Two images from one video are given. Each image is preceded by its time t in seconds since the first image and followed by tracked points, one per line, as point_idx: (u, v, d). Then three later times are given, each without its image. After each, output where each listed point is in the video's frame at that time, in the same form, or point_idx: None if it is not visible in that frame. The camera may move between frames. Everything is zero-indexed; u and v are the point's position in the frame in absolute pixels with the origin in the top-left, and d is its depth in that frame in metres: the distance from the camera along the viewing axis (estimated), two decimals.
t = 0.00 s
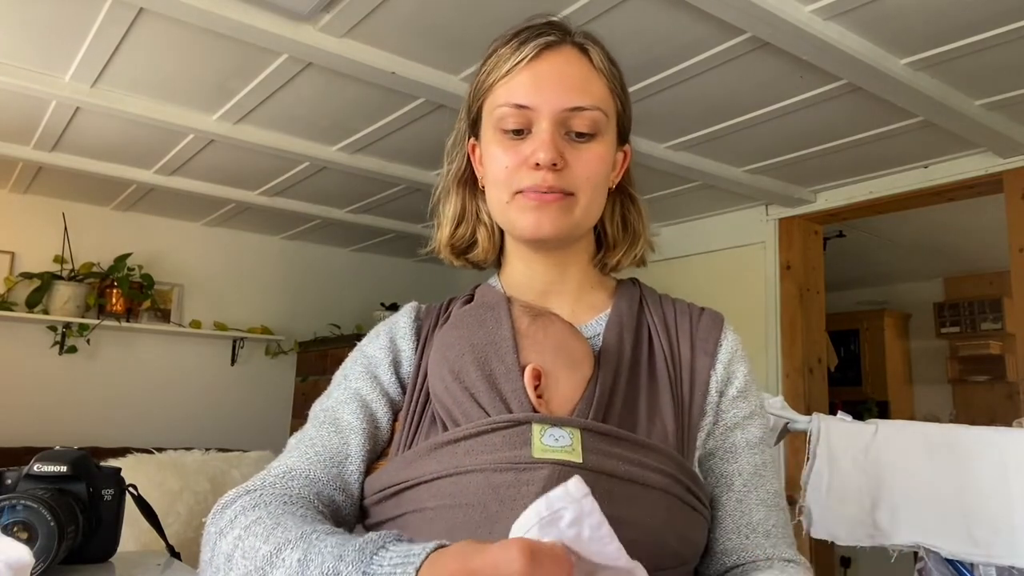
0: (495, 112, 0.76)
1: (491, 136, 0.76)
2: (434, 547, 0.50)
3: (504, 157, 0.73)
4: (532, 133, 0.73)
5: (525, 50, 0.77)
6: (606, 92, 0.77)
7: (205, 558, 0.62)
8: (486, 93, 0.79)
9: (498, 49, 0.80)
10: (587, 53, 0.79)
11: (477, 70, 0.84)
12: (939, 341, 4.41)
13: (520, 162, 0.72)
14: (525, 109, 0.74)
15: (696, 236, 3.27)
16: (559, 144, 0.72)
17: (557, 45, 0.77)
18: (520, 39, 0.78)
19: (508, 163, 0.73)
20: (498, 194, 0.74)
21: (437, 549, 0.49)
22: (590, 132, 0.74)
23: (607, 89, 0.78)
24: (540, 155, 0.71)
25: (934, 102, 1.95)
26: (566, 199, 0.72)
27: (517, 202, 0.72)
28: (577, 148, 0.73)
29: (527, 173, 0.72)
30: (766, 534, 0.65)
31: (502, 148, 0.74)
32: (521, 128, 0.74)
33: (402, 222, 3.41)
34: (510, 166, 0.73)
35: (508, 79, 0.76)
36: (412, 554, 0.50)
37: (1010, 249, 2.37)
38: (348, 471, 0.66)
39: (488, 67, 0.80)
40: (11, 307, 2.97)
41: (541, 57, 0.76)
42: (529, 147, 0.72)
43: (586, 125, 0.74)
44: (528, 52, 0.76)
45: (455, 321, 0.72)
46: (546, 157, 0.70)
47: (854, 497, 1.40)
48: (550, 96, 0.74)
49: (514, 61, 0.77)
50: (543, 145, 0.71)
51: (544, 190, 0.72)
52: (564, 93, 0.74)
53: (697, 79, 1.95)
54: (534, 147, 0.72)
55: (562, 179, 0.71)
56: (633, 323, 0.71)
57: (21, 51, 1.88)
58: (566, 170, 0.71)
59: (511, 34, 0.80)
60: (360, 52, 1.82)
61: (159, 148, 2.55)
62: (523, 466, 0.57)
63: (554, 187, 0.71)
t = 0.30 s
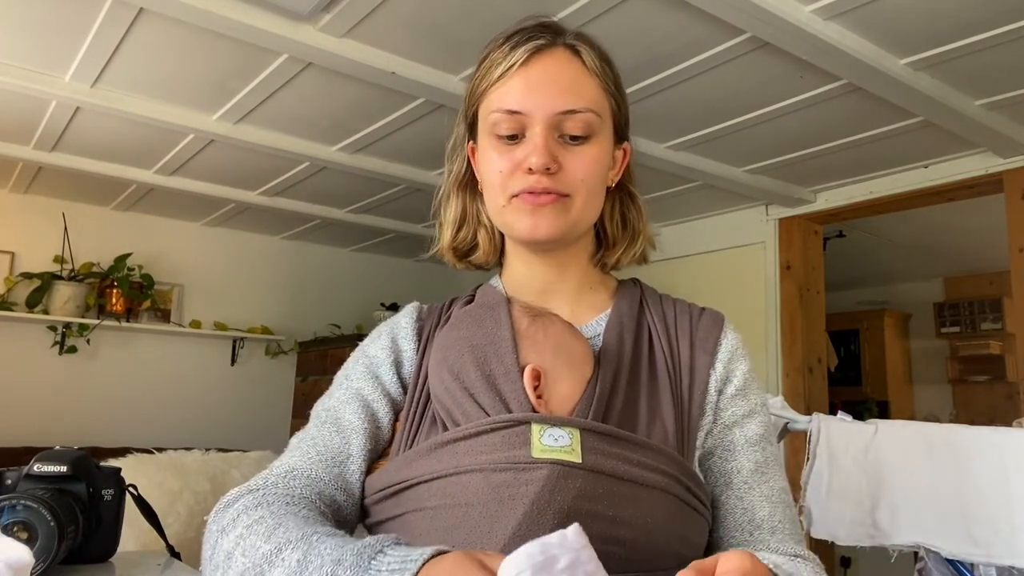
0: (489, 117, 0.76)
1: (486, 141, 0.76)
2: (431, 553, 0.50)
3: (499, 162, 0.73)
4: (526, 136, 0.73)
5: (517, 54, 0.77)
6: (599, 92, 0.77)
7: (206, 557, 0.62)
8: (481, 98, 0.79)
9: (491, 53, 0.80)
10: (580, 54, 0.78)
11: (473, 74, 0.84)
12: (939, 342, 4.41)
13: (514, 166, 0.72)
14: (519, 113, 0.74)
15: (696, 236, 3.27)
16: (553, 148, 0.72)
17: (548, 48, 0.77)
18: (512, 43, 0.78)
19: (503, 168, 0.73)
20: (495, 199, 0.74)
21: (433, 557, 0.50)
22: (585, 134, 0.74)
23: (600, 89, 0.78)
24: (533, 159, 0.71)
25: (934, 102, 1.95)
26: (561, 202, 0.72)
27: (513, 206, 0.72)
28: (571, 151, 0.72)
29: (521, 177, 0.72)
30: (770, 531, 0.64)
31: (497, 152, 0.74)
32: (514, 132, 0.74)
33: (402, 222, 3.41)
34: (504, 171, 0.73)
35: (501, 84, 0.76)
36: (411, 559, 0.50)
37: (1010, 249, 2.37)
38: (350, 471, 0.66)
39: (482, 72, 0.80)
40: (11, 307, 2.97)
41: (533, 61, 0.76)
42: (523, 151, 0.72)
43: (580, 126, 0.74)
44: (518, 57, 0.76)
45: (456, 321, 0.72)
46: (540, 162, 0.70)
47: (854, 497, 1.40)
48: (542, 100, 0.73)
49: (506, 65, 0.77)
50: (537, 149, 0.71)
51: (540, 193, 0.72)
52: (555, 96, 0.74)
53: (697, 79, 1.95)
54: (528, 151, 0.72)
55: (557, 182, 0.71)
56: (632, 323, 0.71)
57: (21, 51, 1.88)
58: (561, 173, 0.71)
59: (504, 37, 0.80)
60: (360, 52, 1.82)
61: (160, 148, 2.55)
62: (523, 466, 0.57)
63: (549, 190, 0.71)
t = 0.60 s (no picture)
0: (481, 118, 0.76)
1: (478, 142, 0.76)
2: (425, 555, 0.50)
3: (492, 162, 0.74)
4: (517, 136, 0.73)
5: (506, 54, 0.77)
6: (589, 89, 0.77)
7: (204, 559, 0.62)
8: (473, 100, 0.80)
9: (481, 56, 0.80)
10: (568, 52, 0.78)
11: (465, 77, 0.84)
12: (939, 342, 4.41)
13: (507, 167, 0.72)
14: (509, 113, 0.74)
15: (696, 236, 3.27)
16: (544, 146, 0.72)
17: (536, 47, 0.77)
18: (500, 44, 0.79)
19: (496, 168, 0.73)
20: (490, 200, 0.74)
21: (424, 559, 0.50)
22: (575, 131, 0.74)
23: (590, 86, 0.78)
24: (525, 159, 0.71)
25: (934, 102, 1.95)
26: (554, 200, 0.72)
27: (507, 207, 0.72)
28: (564, 149, 0.73)
29: (514, 177, 0.72)
30: (772, 528, 0.63)
31: (490, 153, 0.74)
32: (506, 133, 0.74)
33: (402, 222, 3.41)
34: (497, 172, 0.73)
35: (492, 85, 0.76)
36: (403, 562, 0.50)
37: (1010, 249, 2.37)
38: (348, 472, 0.66)
39: (472, 75, 0.80)
40: (11, 307, 2.97)
41: (522, 60, 0.76)
42: (515, 151, 0.72)
43: (570, 124, 0.74)
44: (507, 57, 0.76)
45: (455, 321, 0.72)
46: (532, 160, 0.70)
47: (854, 497, 1.40)
48: (532, 99, 0.73)
49: (496, 66, 0.77)
50: (528, 148, 0.71)
51: (532, 192, 0.72)
52: (545, 94, 0.74)
53: (697, 79, 1.95)
54: (520, 151, 0.72)
55: (549, 181, 0.71)
56: (631, 324, 0.71)
57: (21, 51, 1.88)
58: (553, 171, 0.71)
59: (492, 39, 0.80)
60: (360, 52, 1.82)
61: (160, 148, 2.55)
62: (522, 466, 0.57)
63: (541, 189, 0.71)
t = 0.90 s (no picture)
0: (486, 111, 0.76)
1: (483, 136, 0.76)
2: (416, 563, 0.51)
3: (500, 155, 0.73)
4: (525, 129, 0.73)
5: (511, 49, 0.77)
6: (592, 84, 0.77)
7: (202, 560, 0.62)
8: (476, 96, 0.79)
9: (483, 52, 0.80)
10: (571, 49, 0.79)
11: (465, 75, 0.84)
12: (939, 342, 4.41)
13: (516, 158, 0.72)
14: (516, 106, 0.74)
15: (696, 236, 3.27)
16: (552, 138, 0.72)
17: (540, 43, 0.78)
18: (503, 40, 0.79)
19: (505, 161, 0.73)
20: (497, 194, 0.74)
21: (419, 566, 0.51)
22: (582, 124, 0.74)
23: (593, 82, 0.78)
24: (534, 150, 0.70)
25: (934, 102, 1.95)
26: (565, 192, 0.71)
27: (516, 200, 0.72)
28: (571, 140, 0.72)
29: (524, 168, 0.71)
30: (770, 527, 0.63)
31: (497, 147, 0.74)
32: (514, 126, 0.74)
33: (402, 222, 3.41)
34: (506, 164, 0.72)
35: (496, 80, 0.76)
36: (395, 570, 0.51)
37: (1010, 248, 2.37)
38: (347, 473, 0.66)
39: (475, 71, 0.80)
40: (11, 307, 2.97)
41: (526, 55, 0.76)
42: (523, 143, 0.72)
43: (577, 117, 0.74)
44: (511, 52, 0.76)
45: (456, 321, 0.72)
46: (541, 151, 0.70)
47: (854, 497, 1.40)
48: (539, 92, 0.74)
49: (500, 61, 0.77)
50: (538, 139, 0.71)
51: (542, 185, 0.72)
52: (550, 88, 0.74)
53: (697, 79, 1.95)
54: (529, 142, 0.72)
55: (558, 172, 0.71)
56: (631, 324, 0.71)
57: (21, 51, 1.88)
58: (563, 162, 0.71)
59: (494, 37, 0.80)
60: (360, 51, 1.82)
61: (160, 148, 2.55)
62: (524, 467, 0.57)
63: (551, 180, 0.71)
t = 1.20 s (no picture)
0: (484, 118, 0.76)
1: (482, 142, 0.76)
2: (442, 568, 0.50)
3: (497, 163, 0.73)
4: (521, 136, 0.73)
5: (509, 54, 0.77)
6: (592, 87, 0.77)
7: (205, 561, 0.62)
8: (475, 100, 0.79)
9: (483, 55, 0.80)
10: (571, 51, 0.78)
11: (466, 75, 0.84)
12: (939, 342, 4.41)
13: (512, 167, 0.72)
14: (513, 113, 0.74)
15: (696, 236, 3.27)
16: (548, 147, 0.71)
17: (539, 47, 0.77)
18: (502, 44, 0.78)
19: (501, 169, 0.73)
20: (495, 200, 0.74)
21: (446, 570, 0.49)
22: (580, 130, 0.74)
23: (593, 83, 0.77)
24: (530, 160, 0.70)
25: (934, 102, 1.95)
26: (561, 200, 0.72)
27: (512, 208, 0.72)
28: (568, 148, 0.72)
29: (519, 178, 0.71)
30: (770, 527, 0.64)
31: (494, 154, 0.74)
32: (511, 133, 0.74)
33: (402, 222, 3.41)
34: (502, 173, 0.73)
35: (494, 85, 0.76)
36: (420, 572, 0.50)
37: (1010, 248, 2.36)
38: (349, 474, 0.66)
39: (475, 74, 0.80)
40: (10, 307, 2.97)
41: (525, 60, 0.76)
42: (519, 152, 0.72)
43: (575, 123, 0.74)
44: (509, 57, 0.76)
45: (459, 321, 0.72)
46: (537, 161, 0.70)
47: (854, 497, 1.40)
48: (536, 99, 0.73)
49: (498, 66, 0.77)
50: (533, 149, 0.71)
51: (539, 194, 0.72)
52: (548, 94, 0.74)
53: (697, 79, 1.95)
54: (524, 152, 0.72)
55: (554, 181, 0.71)
56: (634, 324, 0.71)
57: (21, 51, 1.88)
58: (559, 171, 0.71)
59: (494, 40, 0.80)
60: (361, 51, 1.82)
61: (160, 148, 2.55)
62: (527, 467, 0.57)
63: (547, 189, 0.71)
